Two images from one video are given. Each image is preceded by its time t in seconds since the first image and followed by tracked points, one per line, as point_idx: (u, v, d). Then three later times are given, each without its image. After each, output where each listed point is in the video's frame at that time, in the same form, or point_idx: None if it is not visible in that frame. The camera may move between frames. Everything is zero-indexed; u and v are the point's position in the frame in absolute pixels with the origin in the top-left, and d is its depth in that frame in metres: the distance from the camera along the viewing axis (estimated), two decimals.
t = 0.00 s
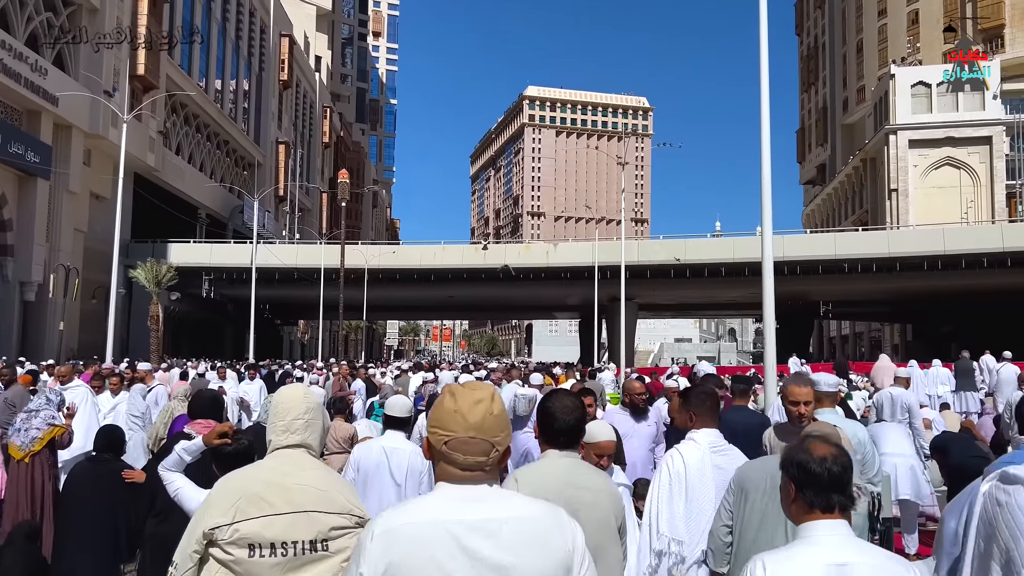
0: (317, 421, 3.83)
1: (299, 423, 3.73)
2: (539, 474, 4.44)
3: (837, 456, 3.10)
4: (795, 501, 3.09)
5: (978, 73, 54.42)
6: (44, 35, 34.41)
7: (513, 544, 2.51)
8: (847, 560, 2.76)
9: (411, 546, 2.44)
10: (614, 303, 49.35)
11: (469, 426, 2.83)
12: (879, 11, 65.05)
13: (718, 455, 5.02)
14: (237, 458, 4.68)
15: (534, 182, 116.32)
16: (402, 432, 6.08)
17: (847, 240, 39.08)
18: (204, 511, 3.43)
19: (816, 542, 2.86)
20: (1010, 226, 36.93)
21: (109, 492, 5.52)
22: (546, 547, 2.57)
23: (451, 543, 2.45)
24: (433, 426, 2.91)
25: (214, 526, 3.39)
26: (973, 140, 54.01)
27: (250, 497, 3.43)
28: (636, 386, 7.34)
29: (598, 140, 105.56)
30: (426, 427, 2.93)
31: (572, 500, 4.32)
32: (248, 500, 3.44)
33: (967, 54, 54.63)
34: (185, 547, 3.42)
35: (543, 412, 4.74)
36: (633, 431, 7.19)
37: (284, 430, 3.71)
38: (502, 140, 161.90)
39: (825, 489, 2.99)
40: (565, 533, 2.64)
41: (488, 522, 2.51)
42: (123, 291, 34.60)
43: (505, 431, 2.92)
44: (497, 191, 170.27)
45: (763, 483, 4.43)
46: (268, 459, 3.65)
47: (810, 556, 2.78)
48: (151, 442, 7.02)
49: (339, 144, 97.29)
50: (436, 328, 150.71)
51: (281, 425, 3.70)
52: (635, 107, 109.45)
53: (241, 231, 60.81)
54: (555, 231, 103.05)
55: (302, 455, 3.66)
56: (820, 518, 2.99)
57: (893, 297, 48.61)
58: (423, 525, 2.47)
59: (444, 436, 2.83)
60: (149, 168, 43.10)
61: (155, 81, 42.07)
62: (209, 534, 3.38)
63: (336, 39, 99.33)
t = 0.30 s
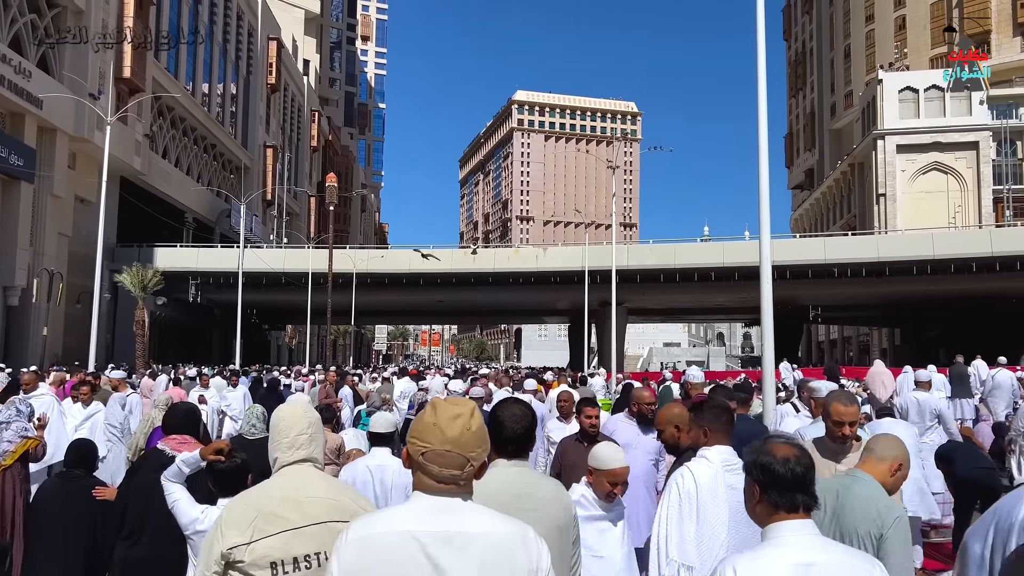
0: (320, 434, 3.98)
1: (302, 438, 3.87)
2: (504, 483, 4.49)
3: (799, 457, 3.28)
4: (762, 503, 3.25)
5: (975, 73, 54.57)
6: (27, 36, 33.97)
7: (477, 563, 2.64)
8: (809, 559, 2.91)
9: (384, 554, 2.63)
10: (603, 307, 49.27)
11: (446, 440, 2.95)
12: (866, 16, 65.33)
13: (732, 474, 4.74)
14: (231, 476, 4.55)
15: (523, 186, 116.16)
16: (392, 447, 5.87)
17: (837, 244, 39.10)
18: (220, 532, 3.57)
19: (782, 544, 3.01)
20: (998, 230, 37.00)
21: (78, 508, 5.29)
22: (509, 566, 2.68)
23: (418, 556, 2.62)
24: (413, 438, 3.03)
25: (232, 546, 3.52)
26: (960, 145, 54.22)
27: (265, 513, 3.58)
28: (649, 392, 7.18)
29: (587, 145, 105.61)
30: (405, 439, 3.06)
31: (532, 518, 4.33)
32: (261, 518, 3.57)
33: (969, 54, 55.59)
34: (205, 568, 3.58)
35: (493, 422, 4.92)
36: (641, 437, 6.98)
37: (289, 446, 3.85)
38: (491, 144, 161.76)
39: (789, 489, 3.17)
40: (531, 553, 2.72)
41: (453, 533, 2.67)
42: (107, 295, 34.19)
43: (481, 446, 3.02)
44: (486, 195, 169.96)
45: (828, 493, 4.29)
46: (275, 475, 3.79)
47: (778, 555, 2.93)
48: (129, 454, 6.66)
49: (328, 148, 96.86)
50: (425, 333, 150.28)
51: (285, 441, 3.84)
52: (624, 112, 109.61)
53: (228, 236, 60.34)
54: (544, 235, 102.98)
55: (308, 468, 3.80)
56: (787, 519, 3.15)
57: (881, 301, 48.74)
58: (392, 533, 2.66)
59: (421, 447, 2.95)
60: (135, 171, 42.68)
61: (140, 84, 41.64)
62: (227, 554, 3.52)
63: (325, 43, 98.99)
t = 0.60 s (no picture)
0: (335, 419, 4.01)
1: (317, 422, 3.92)
2: (492, 474, 4.63)
3: (801, 460, 3.13)
4: (763, 506, 3.10)
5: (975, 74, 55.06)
6: (11, 35, 33.52)
7: (462, 544, 2.62)
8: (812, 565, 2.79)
9: (370, 536, 2.56)
10: (592, 309, 49.16)
11: (426, 424, 2.93)
12: (853, 22, 65.70)
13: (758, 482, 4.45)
14: (235, 466, 4.59)
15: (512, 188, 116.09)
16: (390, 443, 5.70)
17: (827, 246, 39.08)
18: (235, 513, 3.66)
19: (782, 546, 2.91)
20: (986, 233, 37.09)
21: (49, 513, 5.06)
22: (495, 547, 2.68)
23: (408, 542, 2.56)
24: (392, 425, 2.99)
25: (245, 526, 3.63)
26: (947, 149, 54.48)
27: (274, 499, 3.65)
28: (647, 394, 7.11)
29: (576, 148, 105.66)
30: (385, 425, 3.02)
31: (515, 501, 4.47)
32: (268, 498, 3.65)
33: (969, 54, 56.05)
34: (218, 545, 3.68)
35: (476, 416, 4.96)
36: (642, 440, 6.96)
37: (304, 429, 3.90)
38: (479, 147, 161.61)
39: (798, 494, 3.02)
40: (516, 532, 2.75)
41: (443, 517, 2.64)
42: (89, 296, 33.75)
43: (460, 431, 3.02)
44: (474, 198, 169.71)
45: (911, 497, 4.14)
46: (289, 457, 3.86)
47: (779, 562, 2.80)
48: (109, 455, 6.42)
49: (316, 149, 96.42)
50: (413, 336, 149.82)
51: (301, 425, 3.89)
52: (612, 115, 109.83)
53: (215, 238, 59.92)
54: (532, 238, 103.06)
55: (320, 453, 3.87)
56: (790, 522, 3.00)
57: (869, 304, 48.90)
58: (380, 521, 2.59)
59: (401, 433, 2.91)
60: (121, 172, 42.24)
61: (126, 83, 41.25)
62: (240, 534, 3.63)
63: (312, 45, 98.56)
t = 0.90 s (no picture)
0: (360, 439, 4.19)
1: (345, 440, 4.12)
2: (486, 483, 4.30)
3: (776, 460, 3.05)
4: (738, 508, 3.01)
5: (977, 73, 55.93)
6: None
7: (436, 560, 2.56)
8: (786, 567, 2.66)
9: (342, 554, 2.49)
10: (579, 312, 49.05)
11: (396, 438, 2.82)
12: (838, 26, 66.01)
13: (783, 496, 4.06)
14: (228, 474, 4.39)
15: (499, 190, 115.91)
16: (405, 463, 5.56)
17: (813, 249, 39.14)
18: (259, 524, 3.80)
19: (759, 545, 2.80)
20: (971, 236, 37.23)
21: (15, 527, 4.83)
22: (467, 560, 2.61)
23: (380, 555, 2.51)
24: (362, 438, 2.89)
25: (268, 538, 3.76)
26: (931, 153, 54.80)
27: (298, 506, 3.80)
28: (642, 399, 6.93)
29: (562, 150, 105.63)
30: (356, 438, 2.91)
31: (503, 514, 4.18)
32: (296, 506, 3.81)
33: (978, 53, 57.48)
34: (236, 553, 3.79)
35: (473, 425, 4.83)
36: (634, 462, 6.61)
37: (333, 444, 4.09)
38: (466, 149, 161.34)
39: (771, 494, 2.94)
40: (487, 541, 2.69)
41: (419, 534, 2.58)
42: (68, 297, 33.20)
43: (430, 442, 2.92)
44: (461, 199, 169.45)
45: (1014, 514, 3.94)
46: (316, 472, 4.04)
47: (755, 559, 2.69)
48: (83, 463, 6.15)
49: (301, 150, 95.98)
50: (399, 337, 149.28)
51: (329, 441, 4.08)
52: (599, 118, 109.95)
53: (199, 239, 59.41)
54: (518, 240, 102.98)
55: (347, 470, 4.04)
56: (764, 523, 2.92)
57: (854, 307, 49.08)
58: (356, 537, 2.53)
59: (372, 447, 2.81)
60: (103, 171, 41.73)
61: (109, 82, 40.77)
62: (262, 544, 3.75)
63: (298, 45, 98.00)
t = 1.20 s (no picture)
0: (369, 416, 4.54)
1: (353, 417, 4.48)
2: (475, 470, 4.17)
3: (687, 459, 3.08)
4: (659, 512, 2.97)
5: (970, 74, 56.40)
6: None
7: (425, 539, 2.63)
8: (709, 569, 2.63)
9: (329, 532, 2.60)
10: (566, 311, 48.89)
11: (394, 425, 2.94)
12: (824, 29, 66.17)
13: (816, 498, 3.83)
14: (225, 465, 4.78)
15: (485, 190, 115.60)
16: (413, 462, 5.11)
17: (799, 249, 39.15)
18: (275, 503, 4.05)
19: (685, 551, 2.73)
20: (956, 237, 37.34)
21: None
22: (455, 542, 2.67)
23: (366, 533, 2.59)
24: (363, 424, 3.01)
25: (284, 517, 4.00)
26: (915, 154, 55.03)
27: (312, 487, 4.07)
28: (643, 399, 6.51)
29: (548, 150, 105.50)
30: (356, 427, 3.03)
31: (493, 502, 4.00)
32: (309, 487, 4.05)
33: (971, 53, 58.08)
34: (255, 532, 4.06)
35: (460, 417, 4.64)
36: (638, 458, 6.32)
37: (343, 423, 4.45)
38: (452, 149, 160.82)
39: (689, 490, 2.93)
40: (479, 530, 2.74)
41: (401, 514, 2.64)
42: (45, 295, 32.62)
43: (429, 431, 3.02)
44: (447, 199, 168.94)
45: None
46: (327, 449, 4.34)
47: (680, 565, 2.65)
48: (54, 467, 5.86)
49: (286, 149, 95.33)
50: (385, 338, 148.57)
51: (340, 421, 4.44)
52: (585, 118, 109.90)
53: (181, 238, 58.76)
54: (504, 240, 102.75)
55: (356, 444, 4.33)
56: (688, 523, 2.88)
57: (840, 307, 49.17)
58: (343, 515, 2.63)
59: (370, 433, 2.93)
60: (84, 169, 41.17)
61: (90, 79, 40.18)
62: (279, 525, 3.99)
63: (283, 43, 97.27)
